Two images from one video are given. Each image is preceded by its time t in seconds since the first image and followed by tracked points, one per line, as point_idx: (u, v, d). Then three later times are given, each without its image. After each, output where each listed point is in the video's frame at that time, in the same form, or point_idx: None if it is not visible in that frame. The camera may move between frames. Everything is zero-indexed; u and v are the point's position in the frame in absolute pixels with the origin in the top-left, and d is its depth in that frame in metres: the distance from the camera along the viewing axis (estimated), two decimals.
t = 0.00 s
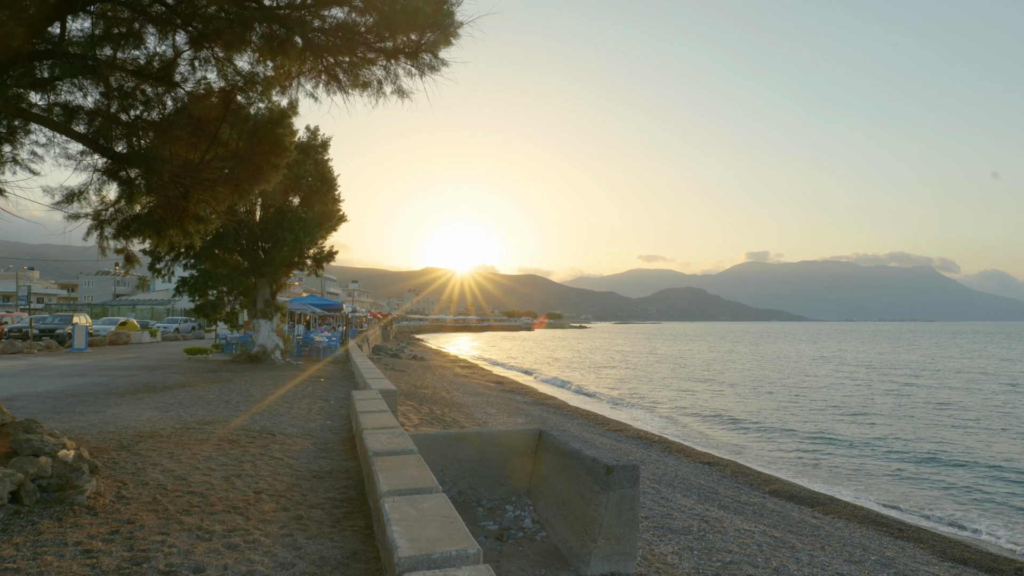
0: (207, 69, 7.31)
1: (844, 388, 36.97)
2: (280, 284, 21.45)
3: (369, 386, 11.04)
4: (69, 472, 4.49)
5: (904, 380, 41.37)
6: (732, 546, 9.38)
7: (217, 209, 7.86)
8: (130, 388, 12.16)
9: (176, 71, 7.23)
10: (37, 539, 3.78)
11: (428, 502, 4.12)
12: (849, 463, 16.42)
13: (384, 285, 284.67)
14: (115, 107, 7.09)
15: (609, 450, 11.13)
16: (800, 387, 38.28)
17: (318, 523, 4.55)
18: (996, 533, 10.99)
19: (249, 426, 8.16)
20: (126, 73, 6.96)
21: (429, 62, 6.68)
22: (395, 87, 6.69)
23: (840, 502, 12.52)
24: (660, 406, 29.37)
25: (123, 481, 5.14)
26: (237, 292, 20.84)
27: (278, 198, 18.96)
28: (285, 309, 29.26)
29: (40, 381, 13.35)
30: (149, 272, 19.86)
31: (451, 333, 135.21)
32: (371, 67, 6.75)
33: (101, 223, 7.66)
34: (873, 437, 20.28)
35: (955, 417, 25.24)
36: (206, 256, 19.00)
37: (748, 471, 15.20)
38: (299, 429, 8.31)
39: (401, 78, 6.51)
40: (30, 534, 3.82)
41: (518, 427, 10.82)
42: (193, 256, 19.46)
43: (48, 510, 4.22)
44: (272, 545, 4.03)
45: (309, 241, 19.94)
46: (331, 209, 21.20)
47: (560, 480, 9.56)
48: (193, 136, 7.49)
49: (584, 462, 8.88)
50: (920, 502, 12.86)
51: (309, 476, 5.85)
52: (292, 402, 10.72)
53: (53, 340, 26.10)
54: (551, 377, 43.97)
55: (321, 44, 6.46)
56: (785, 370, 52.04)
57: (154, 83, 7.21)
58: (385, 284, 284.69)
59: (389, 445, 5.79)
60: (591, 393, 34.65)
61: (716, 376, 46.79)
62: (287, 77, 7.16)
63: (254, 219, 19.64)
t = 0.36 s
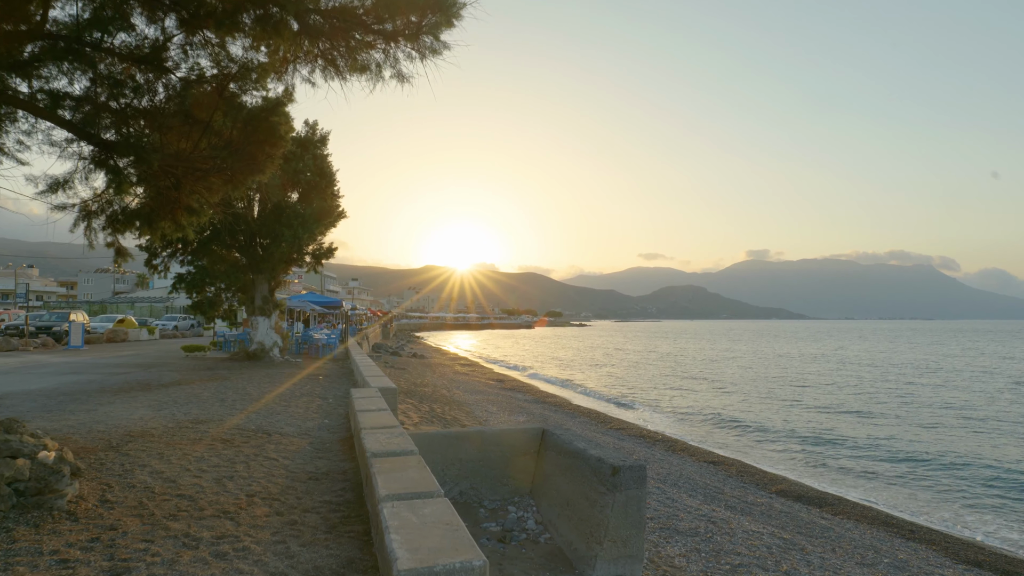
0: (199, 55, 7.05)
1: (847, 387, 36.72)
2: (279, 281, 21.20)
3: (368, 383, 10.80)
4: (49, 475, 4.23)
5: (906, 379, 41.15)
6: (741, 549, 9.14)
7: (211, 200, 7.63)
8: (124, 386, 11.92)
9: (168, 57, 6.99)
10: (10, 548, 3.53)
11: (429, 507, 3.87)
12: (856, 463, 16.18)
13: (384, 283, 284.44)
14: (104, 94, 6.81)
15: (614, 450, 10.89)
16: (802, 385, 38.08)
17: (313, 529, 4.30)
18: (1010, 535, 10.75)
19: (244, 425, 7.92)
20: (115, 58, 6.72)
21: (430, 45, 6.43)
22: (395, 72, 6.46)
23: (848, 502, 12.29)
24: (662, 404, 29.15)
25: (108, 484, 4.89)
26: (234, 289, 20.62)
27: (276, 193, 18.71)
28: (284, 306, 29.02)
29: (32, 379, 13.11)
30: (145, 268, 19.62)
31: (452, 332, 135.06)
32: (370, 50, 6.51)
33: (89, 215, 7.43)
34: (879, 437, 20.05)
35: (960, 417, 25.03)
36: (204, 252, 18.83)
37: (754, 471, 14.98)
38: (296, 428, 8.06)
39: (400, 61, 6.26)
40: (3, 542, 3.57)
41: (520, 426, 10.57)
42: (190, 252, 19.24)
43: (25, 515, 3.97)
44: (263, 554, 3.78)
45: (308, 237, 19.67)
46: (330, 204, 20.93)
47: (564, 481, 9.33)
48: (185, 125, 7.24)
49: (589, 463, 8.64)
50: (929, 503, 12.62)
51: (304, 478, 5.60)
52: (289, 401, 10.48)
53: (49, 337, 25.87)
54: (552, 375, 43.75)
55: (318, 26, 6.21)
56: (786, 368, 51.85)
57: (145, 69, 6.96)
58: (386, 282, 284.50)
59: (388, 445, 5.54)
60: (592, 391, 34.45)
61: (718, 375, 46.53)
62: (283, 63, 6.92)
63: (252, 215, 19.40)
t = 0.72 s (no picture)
0: (193, 44, 6.77)
1: (852, 386, 36.43)
2: (278, 280, 20.92)
3: (369, 383, 10.54)
4: (27, 485, 3.93)
5: (911, 379, 40.89)
6: (751, 554, 8.90)
7: (204, 195, 7.41)
8: (119, 386, 11.66)
9: (160, 45, 6.70)
10: None
11: (432, 521, 3.61)
12: (864, 465, 15.92)
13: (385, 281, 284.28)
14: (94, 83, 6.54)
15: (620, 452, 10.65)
16: (806, 385, 37.83)
17: (308, 542, 4.02)
18: None
19: (239, 427, 7.65)
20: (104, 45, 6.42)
21: (433, 29, 6.15)
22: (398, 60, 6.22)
23: (859, 505, 12.05)
24: (665, 403, 28.92)
25: (92, 493, 4.63)
26: (233, 287, 20.36)
27: (275, 190, 18.41)
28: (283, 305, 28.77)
29: (26, 379, 12.86)
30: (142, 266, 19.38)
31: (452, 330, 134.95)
32: (369, 35, 6.26)
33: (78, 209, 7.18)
34: (886, 438, 19.80)
35: (967, 418, 24.79)
36: (202, 250, 18.54)
37: (761, 472, 14.72)
38: (293, 430, 7.79)
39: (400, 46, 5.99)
40: None
41: (524, 427, 10.32)
42: (188, 250, 18.96)
43: None
44: (254, 571, 3.51)
45: (307, 235, 19.36)
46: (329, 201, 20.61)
47: (569, 484, 9.09)
48: (177, 116, 6.98)
49: (596, 466, 8.38)
50: (941, 507, 12.37)
51: (300, 485, 5.33)
52: (288, 401, 10.24)
53: (47, 336, 25.63)
54: (554, 374, 43.50)
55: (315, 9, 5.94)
56: (788, 367, 51.63)
57: (134, 57, 6.66)
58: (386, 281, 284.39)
59: (389, 450, 5.27)
60: (594, 390, 34.23)
61: (720, 374, 46.27)
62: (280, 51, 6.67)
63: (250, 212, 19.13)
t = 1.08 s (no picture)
0: (189, 30, 6.50)
1: (857, 387, 36.16)
2: (279, 278, 20.69)
3: (371, 383, 10.29)
4: (8, 492, 3.66)
5: (916, 379, 40.64)
6: (766, 559, 8.66)
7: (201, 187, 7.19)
8: (117, 385, 11.41)
9: (155, 32, 6.42)
10: None
11: (443, 533, 3.36)
12: (875, 468, 15.67)
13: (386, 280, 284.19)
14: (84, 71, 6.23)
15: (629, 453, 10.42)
16: (811, 385, 37.54)
17: (310, 553, 3.77)
18: None
19: (239, 428, 7.40)
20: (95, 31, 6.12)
21: (439, 12, 5.93)
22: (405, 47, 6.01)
23: (873, 508, 11.80)
24: (670, 404, 28.66)
25: (81, 499, 4.37)
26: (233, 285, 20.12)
27: (275, 186, 18.14)
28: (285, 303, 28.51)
29: (23, 378, 12.62)
30: (143, 264, 19.15)
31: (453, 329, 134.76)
32: (374, 18, 6.03)
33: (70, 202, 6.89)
34: (895, 440, 19.55)
35: (976, 419, 24.53)
36: (202, 247, 18.33)
37: (771, 474, 14.45)
38: (294, 431, 7.54)
39: (405, 29, 5.77)
40: None
41: (530, 428, 10.08)
42: (188, 247, 18.71)
43: None
44: None
45: (308, 232, 19.10)
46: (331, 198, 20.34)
47: (578, 487, 8.84)
48: (173, 105, 6.72)
49: (606, 468, 8.16)
50: (957, 510, 12.12)
51: (301, 489, 5.08)
52: (289, 402, 9.99)
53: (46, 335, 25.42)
54: (556, 374, 43.27)
55: None
56: (792, 367, 51.39)
57: (128, 43, 6.37)
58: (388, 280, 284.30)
59: (394, 454, 5.02)
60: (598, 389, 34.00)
61: (723, 373, 46.03)
62: (280, 37, 6.44)
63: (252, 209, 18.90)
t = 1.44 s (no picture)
0: (188, 20, 6.24)
1: (864, 388, 35.84)
2: (281, 277, 20.51)
3: (375, 385, 10.05)
4: None
5: (923, 380, 40.32)
6: (782, 567, 8.41)
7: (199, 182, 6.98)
8: (116, 387, 11.20)
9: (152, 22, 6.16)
10: None
11: (455, 552, 3.14)
12: (887, 471, 15.41)
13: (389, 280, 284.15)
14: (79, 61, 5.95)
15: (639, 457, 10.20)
16: (817, 386, 37.25)
17: (312, 570, 3.54)
18: None
19: (239, 432, 7.17)
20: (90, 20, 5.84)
21: None
22: (412, 36, 5.78)
23: (888, 513, 11.55)
24: (675, 405, 28.43)
25: (72, 511, 4.15)
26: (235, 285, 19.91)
27: (276, 185, 17.91)
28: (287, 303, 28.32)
29: (22, 378, 12.43)
30: (144, 263, 18.98)
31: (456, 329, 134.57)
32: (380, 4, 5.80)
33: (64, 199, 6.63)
34: (905, 443, 19.28)
35: (986, 421, 24.24)
36: (203, 246, 18.20)
37: (781, 477, 14.20)
38: (296, 435, 7.32)
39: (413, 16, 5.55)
40: None
41: (538, 431, 9.87)
42: (189, 246, 18.53)
43: None
44: None
45: (310, 231, 18.87)
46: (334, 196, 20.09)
47: (587, 492, 8.62)
48: (171, 97, 6.47)
49: (617, 474, 7.95)
50: (973, 515, 11.87)
51: (304, 499, 4.85)
52: (291, 404, 9.76)
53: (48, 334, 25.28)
54: (560, 374, 43.03)
55: None
56: (797, 368, 51.08)
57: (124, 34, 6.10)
58: (390, 279, 284.30)
59: (400, 462, 4.79)
60: (602, 390, 33.76)
61: (728, 374, 45.73)
62: (282, 28, 6.21)
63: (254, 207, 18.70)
